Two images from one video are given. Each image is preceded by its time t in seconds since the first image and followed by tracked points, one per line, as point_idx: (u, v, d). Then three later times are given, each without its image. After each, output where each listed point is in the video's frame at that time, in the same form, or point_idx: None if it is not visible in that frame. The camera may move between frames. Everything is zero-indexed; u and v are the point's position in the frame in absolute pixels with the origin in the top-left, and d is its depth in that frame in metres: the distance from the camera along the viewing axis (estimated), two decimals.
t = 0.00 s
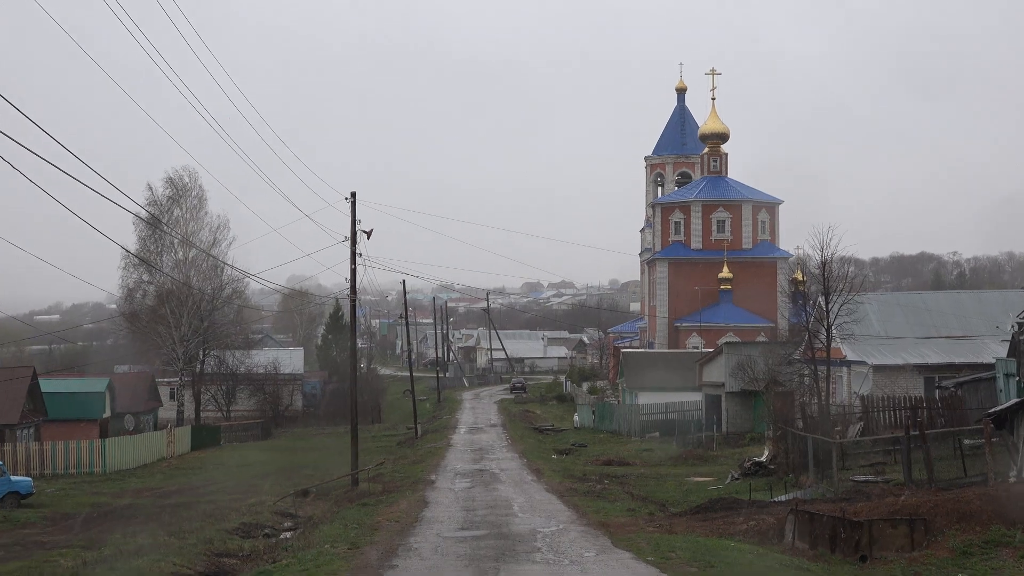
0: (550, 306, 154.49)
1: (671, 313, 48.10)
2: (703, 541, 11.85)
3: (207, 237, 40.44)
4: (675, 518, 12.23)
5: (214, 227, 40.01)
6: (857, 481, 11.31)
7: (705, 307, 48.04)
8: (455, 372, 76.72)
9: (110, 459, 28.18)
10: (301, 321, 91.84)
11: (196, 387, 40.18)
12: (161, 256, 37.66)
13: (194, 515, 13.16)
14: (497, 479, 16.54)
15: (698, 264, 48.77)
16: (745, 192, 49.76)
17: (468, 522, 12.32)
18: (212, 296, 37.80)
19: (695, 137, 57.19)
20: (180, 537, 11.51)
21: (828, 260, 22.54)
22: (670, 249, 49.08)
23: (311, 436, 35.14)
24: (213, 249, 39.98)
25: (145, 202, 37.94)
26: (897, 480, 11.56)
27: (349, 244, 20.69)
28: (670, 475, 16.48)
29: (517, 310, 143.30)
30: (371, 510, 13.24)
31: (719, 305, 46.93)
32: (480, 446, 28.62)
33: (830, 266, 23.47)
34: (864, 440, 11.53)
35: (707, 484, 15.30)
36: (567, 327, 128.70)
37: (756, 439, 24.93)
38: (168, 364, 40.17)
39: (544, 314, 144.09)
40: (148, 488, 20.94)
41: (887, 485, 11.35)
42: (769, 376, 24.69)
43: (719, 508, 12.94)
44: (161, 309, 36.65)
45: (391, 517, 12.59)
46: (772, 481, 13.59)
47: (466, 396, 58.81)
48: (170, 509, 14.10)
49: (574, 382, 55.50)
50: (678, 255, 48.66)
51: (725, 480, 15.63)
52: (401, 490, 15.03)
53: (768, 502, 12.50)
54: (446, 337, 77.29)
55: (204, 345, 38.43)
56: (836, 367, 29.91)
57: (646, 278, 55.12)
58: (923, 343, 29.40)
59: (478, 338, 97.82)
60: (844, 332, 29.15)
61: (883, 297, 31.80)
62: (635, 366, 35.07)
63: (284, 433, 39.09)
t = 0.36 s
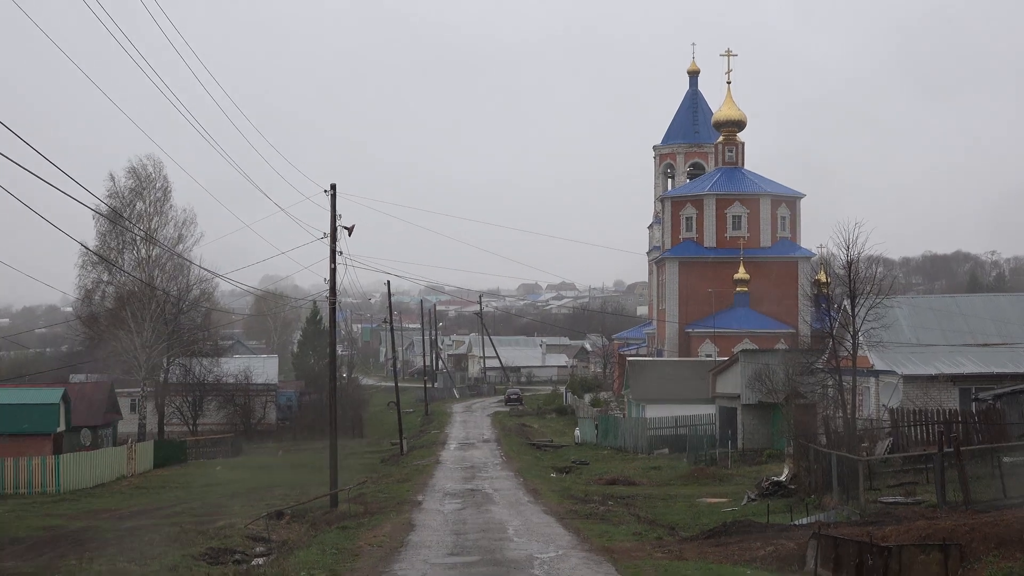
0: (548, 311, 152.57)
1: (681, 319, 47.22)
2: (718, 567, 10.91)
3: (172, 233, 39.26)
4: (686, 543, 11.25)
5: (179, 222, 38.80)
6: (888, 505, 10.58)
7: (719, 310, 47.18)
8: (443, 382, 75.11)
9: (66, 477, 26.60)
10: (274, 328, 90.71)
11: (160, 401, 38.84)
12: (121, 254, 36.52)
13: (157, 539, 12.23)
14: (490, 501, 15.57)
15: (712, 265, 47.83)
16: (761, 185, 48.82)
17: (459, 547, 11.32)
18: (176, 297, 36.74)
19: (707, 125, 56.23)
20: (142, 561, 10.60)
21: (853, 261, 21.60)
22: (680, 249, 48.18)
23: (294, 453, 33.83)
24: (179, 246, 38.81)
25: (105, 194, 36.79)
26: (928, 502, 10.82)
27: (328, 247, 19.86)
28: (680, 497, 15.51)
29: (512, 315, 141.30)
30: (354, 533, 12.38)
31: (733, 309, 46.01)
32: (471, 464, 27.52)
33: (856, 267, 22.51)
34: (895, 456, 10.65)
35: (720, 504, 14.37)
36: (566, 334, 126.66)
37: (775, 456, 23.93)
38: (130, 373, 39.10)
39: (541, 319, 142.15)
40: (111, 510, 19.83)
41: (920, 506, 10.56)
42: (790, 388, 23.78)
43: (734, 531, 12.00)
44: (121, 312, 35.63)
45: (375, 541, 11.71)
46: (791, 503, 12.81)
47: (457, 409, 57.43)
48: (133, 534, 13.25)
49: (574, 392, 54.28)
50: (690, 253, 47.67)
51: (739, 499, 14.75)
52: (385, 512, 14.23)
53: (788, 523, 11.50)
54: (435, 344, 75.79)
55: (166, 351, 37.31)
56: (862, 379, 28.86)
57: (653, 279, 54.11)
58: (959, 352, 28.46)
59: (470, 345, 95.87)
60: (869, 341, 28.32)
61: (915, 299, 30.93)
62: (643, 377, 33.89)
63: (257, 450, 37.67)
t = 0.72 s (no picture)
0: (543, 317, 150.53)
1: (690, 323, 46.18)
2: None
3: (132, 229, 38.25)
4: (697, 571, 10.38)
5: (137, 216, 37.79)
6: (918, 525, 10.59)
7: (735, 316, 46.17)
8: (432, 394, 73.34)
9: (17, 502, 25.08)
10: (243, 333, 89.06)
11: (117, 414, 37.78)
12: (76, 254, 35.40)
13: (111, 570, 11.40)
14: (482, 524, 14.76)
15: (727, 268, 47.02)
16: (779, 177, 47.82)
17: None
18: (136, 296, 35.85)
19: (720, 112, 55.40)
20: None
21: (879, 260, 20.83)
22: (692, 246, 47.30)
23: (265, 471, 32.52)
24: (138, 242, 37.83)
25: (60, 186, 35.96)
26: (963, 522, 10.80)
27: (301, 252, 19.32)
28: (692, 521, 14.73)
29: (505, 320, 138.96)
30: (329, 561, 11.47)
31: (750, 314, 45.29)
32: (460, 484, 26.45)
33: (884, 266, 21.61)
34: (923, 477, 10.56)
35: (733, 528, 13.70)
36: (562, 341, 124.56)
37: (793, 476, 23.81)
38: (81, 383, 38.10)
39: (536, 325, 140.03)
40: (61, 535, 18.80)
41: (953, 528, 10.42)
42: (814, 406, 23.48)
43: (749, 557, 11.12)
44: (75, 316, 34.78)
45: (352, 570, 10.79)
46: (815, 525, 12.63)
47: (446, 421, 56.04)
48: (81, 563, 12.38)
49: (573, 403, 53.11)
50: (703, 253, 46.84)
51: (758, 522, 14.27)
52: (365, 537, 13.33)
53: (809, 548, 10.76)
54: (421, 352, 74.16)
55: (125, 358, 36.43)
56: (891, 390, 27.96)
57: (662, 278, 53.28)
58: (999, 360, 27.69)
59: (460, 353, 93.72)
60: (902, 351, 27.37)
61: (950, 303, 30.05)
62: (651, 390, 33.02)
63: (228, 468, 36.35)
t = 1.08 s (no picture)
0: (541, 320, 148.70)
1: (705, 326, 45.44)
2: None
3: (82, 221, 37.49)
4: None
5: (90, 208, 37.14)
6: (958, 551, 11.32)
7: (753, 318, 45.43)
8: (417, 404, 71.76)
9: None
10: (207, 338, 87.66)
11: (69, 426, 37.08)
12: (24, 250, 34.55)
13: None
14: (473, 549, 14.39)
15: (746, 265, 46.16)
16: (801, 165, 46.97)
17: None
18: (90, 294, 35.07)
19: (735, 95, 54.78)
20: None
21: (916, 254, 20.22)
22: (705, 241, 46.44)
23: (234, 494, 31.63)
24: (92, 235, 37.09)
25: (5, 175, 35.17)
26: (1003, 547, 11.71)
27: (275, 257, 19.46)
28: (702, 547, 14.55)
29: (500, 323, 137.14)
30: None
31: (769, 317, 44.61)
32: (448, 505, 25.52)
33: (918, 262, 20.63)
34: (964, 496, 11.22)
35: (753, 554, 13.72)
36: (563, 345, 122.86)
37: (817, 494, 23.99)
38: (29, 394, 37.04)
39: (532, 329, 138.27)
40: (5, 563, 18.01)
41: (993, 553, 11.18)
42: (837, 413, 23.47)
43: None
44: (23, 317, 33.90)
45: None
46: (841, 549, 13.05)
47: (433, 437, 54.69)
48: None
49: (573, 416, 52.00)
50: (720, 250, 45.96)
51: (778, 547, 14.47)
52: (344, 563, 12.95)
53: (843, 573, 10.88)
54: (405, 360, 72.65)
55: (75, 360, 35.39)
56: (924, 401, 27.07)
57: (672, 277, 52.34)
58: None
59: (449, 360, 91.87)
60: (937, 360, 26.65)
61: (989, 306, 29.16)
62: (658, 401, 31.77)
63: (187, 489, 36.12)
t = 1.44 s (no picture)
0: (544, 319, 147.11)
1: (723, 329, 44.72)
2: None
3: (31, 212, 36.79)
4: None
5: (41, 200, 36.80)
6: None
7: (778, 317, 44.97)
8: (404, 415, 70.60)
9: None
10: (170, 341, 86.06)
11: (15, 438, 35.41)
12: None
13: None
14: None
15: (772, 262, 45.38)
16: (832, 150, 46.00)
17: None
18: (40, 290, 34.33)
19: (759, 71, 54.08)
20: None
21: (962, 246, 19.65)
22: (725, 234, 45.70)
23: (194, 518, 30.74)
24: (41, 226, 36.29)
25: None
26: None
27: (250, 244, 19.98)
28: (727, 572, 15.25)
29: (498, 326, 135.90)
30: None
31: (795, 316, 44.30)
32: (439, 526, 24.83)
33: (960, 255, 19.82)
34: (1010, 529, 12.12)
35: None
36: (570, 347, 121.40)
37: (847, 514, 23.73)
38: None
39: (532, 331, 136.86)
40: None
41: None
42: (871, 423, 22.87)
43: None
44: None
45: None
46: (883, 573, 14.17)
47: (420, 452, 53.88)
48: None
49: (577, 428, 51.07)
50: (742, 245, 45.19)
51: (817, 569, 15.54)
52: None
53: None
54: (392, 369, 71.64)
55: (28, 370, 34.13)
56: (969, 412, 27.26)
57: (689, 272, 51.55)
58: None
59: (439, 365, 90.39)
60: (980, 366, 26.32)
61: None
62: (671, 412, 31.23)
63: (145, 509, 35.78)
